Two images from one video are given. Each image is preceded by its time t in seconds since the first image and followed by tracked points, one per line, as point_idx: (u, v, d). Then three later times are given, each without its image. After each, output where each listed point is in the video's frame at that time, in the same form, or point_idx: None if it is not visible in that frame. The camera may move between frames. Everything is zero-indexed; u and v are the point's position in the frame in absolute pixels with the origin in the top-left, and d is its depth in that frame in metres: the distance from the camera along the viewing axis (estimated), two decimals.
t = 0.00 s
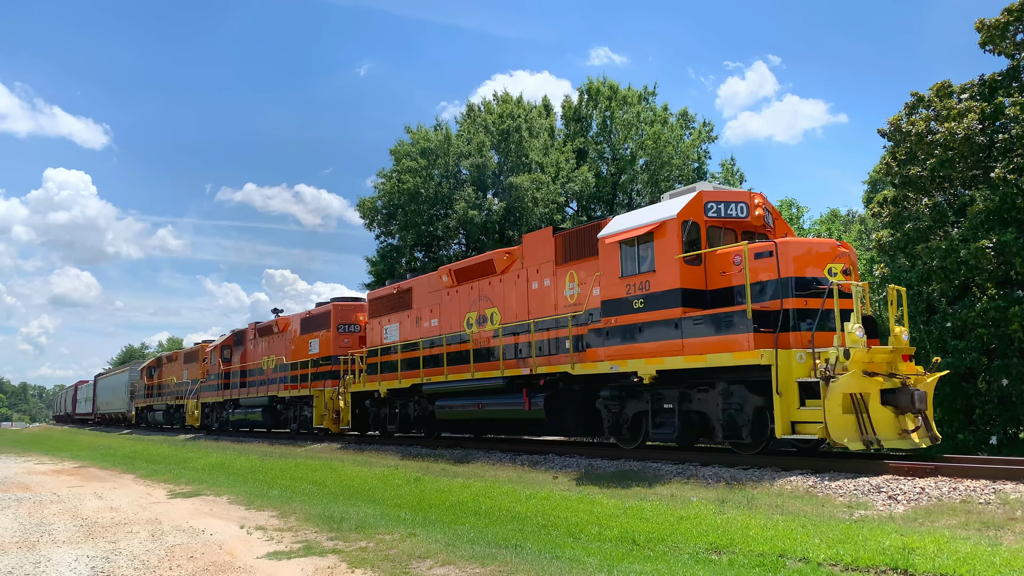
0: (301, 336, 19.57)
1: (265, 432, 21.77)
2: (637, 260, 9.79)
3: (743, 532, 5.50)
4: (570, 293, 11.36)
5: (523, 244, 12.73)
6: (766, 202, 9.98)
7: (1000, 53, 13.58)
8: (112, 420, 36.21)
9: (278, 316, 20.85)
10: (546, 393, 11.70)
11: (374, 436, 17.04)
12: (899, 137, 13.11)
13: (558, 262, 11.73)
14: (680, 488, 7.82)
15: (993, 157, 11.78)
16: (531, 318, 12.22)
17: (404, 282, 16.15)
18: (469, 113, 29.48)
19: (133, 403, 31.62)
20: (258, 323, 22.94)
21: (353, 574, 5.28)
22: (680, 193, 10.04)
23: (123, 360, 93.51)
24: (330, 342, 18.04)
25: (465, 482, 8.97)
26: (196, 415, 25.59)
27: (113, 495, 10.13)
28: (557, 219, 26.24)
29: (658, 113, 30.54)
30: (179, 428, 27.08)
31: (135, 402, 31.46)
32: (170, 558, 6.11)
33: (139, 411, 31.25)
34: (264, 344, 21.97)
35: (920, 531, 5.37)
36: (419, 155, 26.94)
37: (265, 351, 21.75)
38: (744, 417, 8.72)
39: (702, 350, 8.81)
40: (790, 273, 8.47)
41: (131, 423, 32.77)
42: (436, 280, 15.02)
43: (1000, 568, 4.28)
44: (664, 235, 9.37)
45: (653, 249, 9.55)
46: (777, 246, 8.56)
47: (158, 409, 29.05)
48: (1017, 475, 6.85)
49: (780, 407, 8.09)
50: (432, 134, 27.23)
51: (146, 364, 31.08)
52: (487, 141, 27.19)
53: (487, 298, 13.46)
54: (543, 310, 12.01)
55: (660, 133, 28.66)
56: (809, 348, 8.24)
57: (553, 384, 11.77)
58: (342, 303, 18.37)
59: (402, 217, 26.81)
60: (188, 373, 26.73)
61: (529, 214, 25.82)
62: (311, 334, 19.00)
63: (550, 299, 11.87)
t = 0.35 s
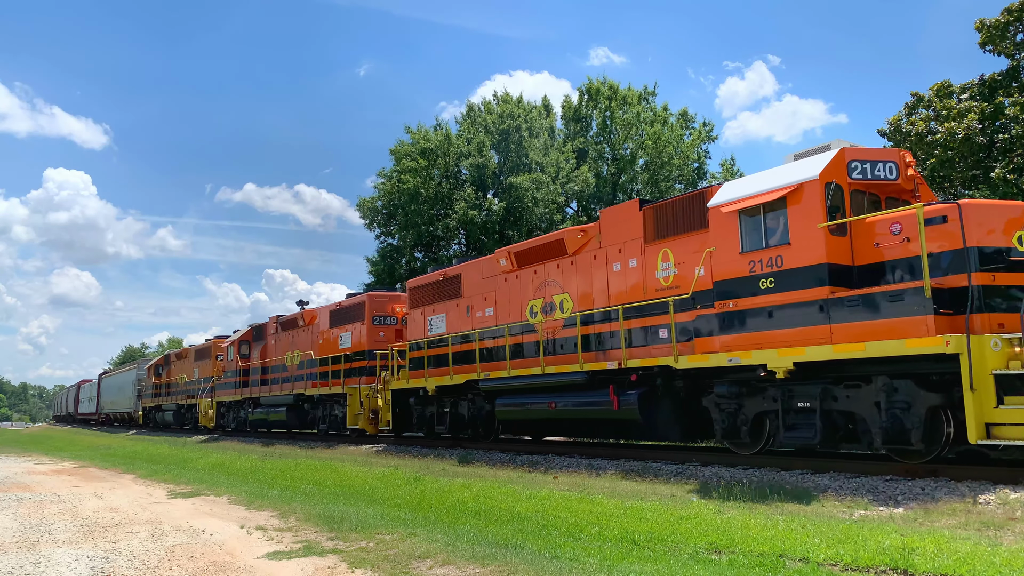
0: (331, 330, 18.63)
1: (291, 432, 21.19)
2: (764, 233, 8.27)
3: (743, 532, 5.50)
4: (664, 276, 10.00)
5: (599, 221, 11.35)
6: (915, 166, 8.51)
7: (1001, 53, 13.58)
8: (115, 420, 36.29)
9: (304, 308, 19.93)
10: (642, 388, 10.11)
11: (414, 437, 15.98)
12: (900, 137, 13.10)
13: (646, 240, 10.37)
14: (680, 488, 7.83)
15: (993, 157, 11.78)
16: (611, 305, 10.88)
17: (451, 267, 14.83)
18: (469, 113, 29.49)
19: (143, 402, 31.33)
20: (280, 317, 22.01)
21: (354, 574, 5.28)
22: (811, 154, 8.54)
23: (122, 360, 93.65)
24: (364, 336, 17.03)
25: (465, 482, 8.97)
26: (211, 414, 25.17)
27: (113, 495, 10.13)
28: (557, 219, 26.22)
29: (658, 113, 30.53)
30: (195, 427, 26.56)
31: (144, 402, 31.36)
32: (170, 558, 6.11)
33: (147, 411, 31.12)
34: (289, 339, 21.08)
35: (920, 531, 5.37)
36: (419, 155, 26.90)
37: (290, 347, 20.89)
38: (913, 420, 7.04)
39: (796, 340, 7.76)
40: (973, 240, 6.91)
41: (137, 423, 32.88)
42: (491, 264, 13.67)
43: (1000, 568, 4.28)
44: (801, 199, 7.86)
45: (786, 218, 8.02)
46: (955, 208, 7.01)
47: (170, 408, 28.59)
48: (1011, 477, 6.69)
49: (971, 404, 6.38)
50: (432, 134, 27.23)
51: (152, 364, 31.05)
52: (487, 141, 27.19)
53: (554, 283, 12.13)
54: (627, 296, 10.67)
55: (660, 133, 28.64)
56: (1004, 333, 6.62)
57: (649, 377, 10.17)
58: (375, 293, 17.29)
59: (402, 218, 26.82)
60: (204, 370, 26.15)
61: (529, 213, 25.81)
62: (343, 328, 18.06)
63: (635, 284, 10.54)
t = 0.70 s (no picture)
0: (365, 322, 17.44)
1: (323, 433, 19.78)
2: (948, 191, 6.81)
3: (743, 532, 5.50)
4: (794, 249, 8.51)
5: (702, 191, 9.85)
6: None
7: (1000, 53, 13.59)
8: (118, 419, 36.26)
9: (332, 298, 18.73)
10: (773, 383, 8.53)
11: (469, 438, 14.49)
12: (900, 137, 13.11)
13: (768, 210, 8.85)
14: (680, 488, 7.82)
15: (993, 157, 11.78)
16: (720, 287, 9.39)
17: (512, 250, 13.36)
18: (470, 113, 29.49)
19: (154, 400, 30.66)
20: (305, 310, 20.78)
21: (354, 574, 5.28)
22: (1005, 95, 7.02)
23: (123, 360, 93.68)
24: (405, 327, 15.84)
25: (465, 482, 8.96)
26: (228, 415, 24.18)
27: (113, 495, 10.13)
28: (557, 219, 26.20)
29: (658, 113, 30.52)
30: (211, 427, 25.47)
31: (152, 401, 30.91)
32: (170, 558, 6.11)
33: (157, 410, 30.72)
34: (316, 334, 19.82)
35: (920, 531, 5.37)
36: (419, 155, 26.86)
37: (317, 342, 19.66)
38: None
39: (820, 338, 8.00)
40: None
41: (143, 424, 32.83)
42: (563, 245, 12.22)
43: (1000, 568, 4.28)
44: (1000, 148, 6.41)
45: (981, 171, 6.57)
46: None
47: (185, 407, 27.65)
48: (1011, 477, 6.68)
49: None
50: (432, 134, 27.22)
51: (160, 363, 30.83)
52: (487, 141, 27.21)
53: (645, 264, 10.60)
54: (741, 276, 9.12)
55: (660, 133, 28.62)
56: None
57: (780, 369, 8.57)
58: (415, 282, 16.19)
59: (402, 218, 26.82)
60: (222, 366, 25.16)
61: (529, 214, 25.79)
62: (379, 319, 16.87)
63: (753, 261, 9.00)
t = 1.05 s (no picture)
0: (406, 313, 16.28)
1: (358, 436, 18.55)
2: None
3: (743, 532, 5.50)
4: (980, 212, 7.11)
5: (847, 146, 8.40)
6: None
7: (1001, 53, 13.59)
8: (121, 419, 36.24)
9: (366, 289, 17.61)
10: (962, 373, 7.04)
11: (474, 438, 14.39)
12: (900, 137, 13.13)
13: (941, 166, 7.45)
14: (680, 488, 7.82)
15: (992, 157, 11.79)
16: (874, 262, 7.96)
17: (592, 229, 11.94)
18: (470, 113, 29.48)
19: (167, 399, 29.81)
20: (335, 302, 19.61)
21: (354, 574, 5.28)
22: None
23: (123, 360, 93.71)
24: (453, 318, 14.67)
25: (465, 482, 8.96)
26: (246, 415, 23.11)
27: (114, 495, 10.12)
28: (557, 219, 26.22)
29: (658, 113, 30.50)
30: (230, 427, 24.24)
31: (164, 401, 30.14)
32: (170, 558, 6.11)
33: (169, 410, 30.04)
34: (350, 328, 18.63)
35: (920, 531, 5.37)
36: (419, 155, 26.86)
37: (350, 337, 18.50)
38: None
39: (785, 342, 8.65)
40: None
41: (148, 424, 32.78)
42: (656, 219, 10.79)
43: (1000, 568, 4.27)
44: None
45: None
46: None
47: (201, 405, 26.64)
48: (1011, 476, 6.67)
49: None
50: (432, 134, 27.19)
51: (169, 360, 30.51)
52: (487, 141, 27.23)
53: (768, 237, 9.12)
54: (905, 249, 7.69)
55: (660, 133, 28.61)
56: None
57: (971, 357, 7.09)
58: (463, 267, 15.06)
59: (403, 218, 26.81)
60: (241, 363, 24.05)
61: (529, 214, 25.76)
62: (423, 309, 15.67)
63: (913, 231, 7.64)
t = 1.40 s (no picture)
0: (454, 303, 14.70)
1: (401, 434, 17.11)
2: None
3: (743, 532, 5.50)
4: None
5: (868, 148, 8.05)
6: None
7: (1000, 53, 13.59)
8: (124, 420, 36.21)
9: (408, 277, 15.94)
10: None
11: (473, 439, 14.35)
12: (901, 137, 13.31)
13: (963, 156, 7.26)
14: (680, 488, 7.82)
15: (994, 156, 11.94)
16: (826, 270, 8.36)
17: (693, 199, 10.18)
18: (470, 113, 29.46)
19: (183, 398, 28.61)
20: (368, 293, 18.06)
21: (354, 574, 5.28)
22: None
23: (123, 360, 93.86)
24: (513, 306, 13.11)
25: (464, 482, 8.96)
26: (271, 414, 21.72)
27: (113, 495, 10.12)
28: (557, 219, 26.24)
29: (658, 113, 30.47)
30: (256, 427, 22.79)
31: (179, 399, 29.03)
32: (170, 558, 6.11)
33: (183, 409, 29.04)
34: (386, 321, 17.00)
35: (920, 531, 5.37)
36: (419, 155, 26.88)
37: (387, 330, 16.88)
38: None
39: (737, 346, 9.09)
40: None
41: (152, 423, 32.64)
42: (781, 184, 9.05)
43: (1000, 568, 4.27)
44: None
45: None
46: None
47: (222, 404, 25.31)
48: (1011, 476, 6.67)
49: None
50: (432, 134, 27.18)
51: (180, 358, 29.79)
52: (487, 141, 27.22)
53: (942, 198, 7.38)
54: None
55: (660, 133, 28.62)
56: None
57: None
58: (523, 250, 13.42)
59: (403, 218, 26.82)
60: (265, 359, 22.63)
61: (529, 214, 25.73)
62: (477, 297, 14.03)
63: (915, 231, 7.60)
